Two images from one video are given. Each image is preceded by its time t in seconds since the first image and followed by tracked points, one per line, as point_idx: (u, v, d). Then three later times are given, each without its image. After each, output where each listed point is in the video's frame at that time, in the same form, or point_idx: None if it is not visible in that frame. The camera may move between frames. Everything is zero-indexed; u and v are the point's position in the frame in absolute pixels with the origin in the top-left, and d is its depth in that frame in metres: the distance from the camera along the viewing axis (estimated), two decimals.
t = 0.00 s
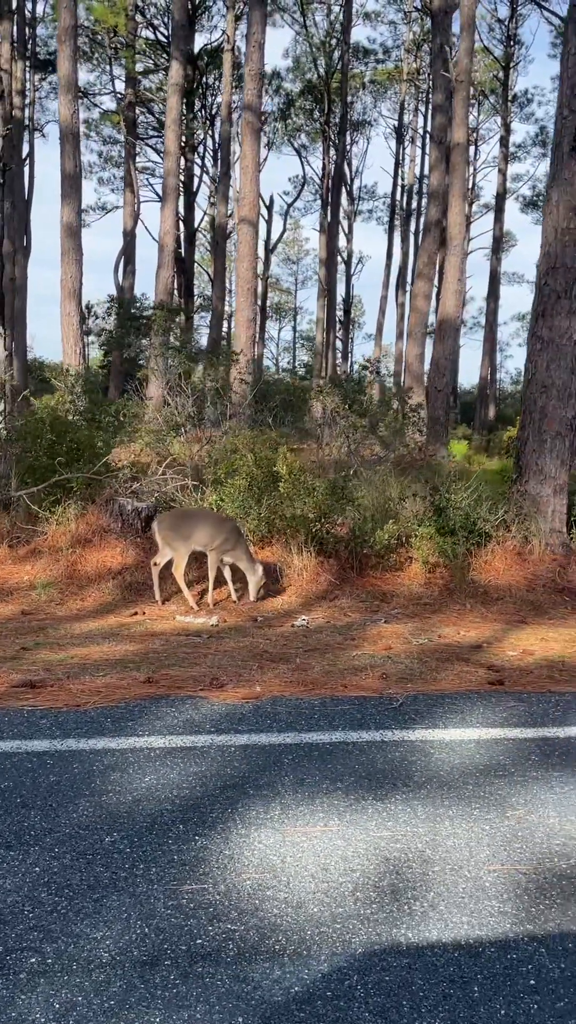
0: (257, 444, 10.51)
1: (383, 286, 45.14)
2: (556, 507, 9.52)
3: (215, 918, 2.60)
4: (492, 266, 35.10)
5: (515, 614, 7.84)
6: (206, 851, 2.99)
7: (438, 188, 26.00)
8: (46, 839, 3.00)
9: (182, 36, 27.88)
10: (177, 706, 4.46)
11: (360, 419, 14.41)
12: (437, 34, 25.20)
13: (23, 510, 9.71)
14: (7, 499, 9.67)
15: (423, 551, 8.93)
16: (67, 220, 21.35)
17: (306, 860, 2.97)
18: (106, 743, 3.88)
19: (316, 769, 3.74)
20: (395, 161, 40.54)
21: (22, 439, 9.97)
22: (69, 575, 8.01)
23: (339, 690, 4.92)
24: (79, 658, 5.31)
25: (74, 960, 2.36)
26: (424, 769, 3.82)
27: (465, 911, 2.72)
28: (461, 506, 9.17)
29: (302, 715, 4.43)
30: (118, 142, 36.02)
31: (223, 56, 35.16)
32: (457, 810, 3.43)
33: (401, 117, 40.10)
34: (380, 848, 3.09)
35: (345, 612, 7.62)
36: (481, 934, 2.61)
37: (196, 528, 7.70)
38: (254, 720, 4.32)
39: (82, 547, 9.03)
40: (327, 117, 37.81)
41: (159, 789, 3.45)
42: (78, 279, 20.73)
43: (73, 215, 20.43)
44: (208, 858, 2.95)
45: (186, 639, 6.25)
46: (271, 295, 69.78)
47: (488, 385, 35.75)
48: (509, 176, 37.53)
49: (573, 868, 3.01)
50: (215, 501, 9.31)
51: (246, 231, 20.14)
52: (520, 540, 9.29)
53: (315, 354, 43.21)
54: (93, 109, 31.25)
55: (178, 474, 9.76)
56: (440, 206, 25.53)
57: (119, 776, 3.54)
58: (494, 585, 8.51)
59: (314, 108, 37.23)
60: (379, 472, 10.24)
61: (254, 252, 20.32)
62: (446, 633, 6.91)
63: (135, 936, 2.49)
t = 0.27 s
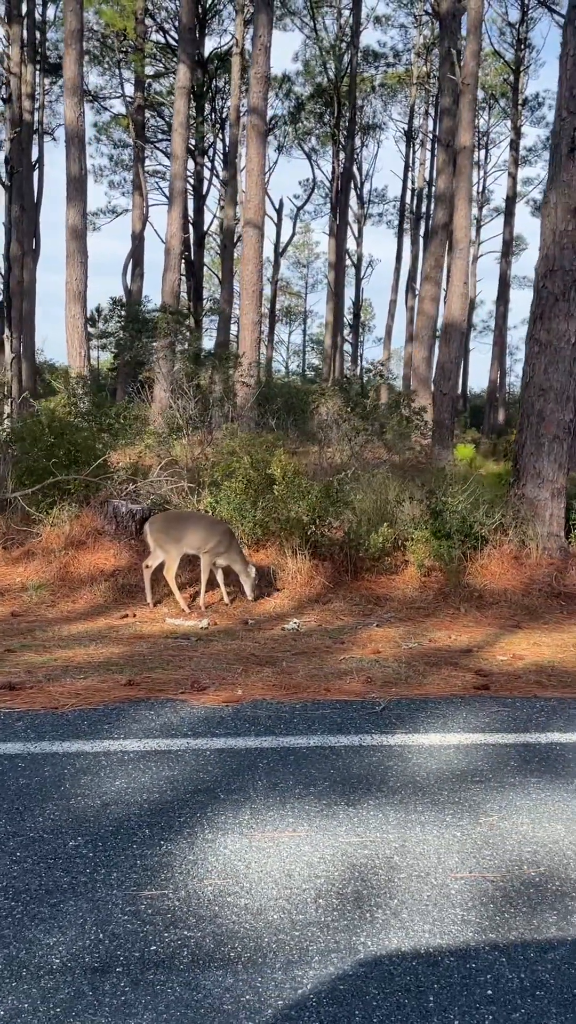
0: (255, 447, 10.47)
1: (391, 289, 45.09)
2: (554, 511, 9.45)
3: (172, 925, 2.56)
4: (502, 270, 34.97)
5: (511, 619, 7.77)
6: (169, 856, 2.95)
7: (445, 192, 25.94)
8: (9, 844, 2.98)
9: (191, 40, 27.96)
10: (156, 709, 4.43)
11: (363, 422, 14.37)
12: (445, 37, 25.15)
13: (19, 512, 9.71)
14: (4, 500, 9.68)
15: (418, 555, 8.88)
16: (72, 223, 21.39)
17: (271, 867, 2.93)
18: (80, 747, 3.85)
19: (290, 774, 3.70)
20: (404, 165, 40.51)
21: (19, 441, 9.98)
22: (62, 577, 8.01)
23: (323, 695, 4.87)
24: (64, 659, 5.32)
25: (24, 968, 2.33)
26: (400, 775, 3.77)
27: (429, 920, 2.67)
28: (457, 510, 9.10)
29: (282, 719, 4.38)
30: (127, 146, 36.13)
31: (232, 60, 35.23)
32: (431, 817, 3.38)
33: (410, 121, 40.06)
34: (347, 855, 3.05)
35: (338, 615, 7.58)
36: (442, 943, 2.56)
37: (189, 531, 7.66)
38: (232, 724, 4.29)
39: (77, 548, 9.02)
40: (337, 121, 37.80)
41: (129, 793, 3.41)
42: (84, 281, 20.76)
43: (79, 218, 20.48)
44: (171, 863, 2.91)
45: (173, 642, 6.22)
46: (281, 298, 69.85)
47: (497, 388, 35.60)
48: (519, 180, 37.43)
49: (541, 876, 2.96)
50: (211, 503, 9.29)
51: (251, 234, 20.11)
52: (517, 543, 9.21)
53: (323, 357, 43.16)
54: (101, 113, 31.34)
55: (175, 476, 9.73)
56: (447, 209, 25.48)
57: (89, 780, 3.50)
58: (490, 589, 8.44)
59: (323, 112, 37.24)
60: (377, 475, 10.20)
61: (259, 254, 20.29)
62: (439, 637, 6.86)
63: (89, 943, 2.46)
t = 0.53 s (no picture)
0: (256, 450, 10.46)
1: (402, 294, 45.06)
2: (555, 515, 9.39)
3: (137, 931, 2.54)
4: (514, 275, 34.88)
5: (509, 624, 7.71)
6: (141, 861, 2.94)
7: (454, 196, 25.90)
8: None
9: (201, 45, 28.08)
10: (140, 713, 4.42)
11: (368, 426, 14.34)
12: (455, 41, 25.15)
13: (20, 515, 9.74)
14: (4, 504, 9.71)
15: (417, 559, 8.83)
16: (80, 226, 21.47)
17: (242, 872, 2.91)
18: (60, 751, 3.83)
19: (270, 779, 3.68)
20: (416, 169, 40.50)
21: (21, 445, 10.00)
22: (59, 580, 8.02)
23: (310, 699, 4.85)
24: (51, 662, 5.32)
25: None
26: (381, 780, 3.74)
27: (399, 929, 2.64)
28: (456, 514, 9.04)
29: (267, 723, 4.36)
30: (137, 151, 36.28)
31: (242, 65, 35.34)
32: (409, 822, 3.35)
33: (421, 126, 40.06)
34: (321, 861, 3.02)
35: (335, 619, 7.55)
36: (411, 951, 2.54)
37: (187, 535, 7.66)
38: (216, 728, 4.27)
39: (75, 551, 9.04)
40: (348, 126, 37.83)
41: (105, 797, 3.40)
42: (91, 285, 20.83)
43: (87, 221, 20.56)
44: (143, 868, 2.89)
45: (167, 645, 6.20)
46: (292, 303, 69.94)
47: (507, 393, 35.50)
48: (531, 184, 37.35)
49: (517, 884, 2.93)
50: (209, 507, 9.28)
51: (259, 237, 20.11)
52: (518, 548, 9.15)
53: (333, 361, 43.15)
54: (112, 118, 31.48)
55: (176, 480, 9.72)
56: (456, 213, 25.44)
57: (67, 784, 3.49)
58: (489, 594, 8.39)
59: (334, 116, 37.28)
60: (377, 479, 10.16)
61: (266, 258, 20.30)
62: (434, 642, 6.82)
63: (54, 948, 2.44)
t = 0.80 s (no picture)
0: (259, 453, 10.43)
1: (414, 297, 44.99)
2: (558, 520, 9.31)
3: (104, 937, 2.52)
4: (526, 278, 34.75)
5: (509, 629, 7.65)
6: (114, 865, 2.92)
7: (465, 200, 25.82)
8: None
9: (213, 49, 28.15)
10: (127, 716, 4.40)
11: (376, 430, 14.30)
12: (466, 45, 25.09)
13: (22, 517, 9.77)
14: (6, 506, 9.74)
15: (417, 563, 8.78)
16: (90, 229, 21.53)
17: (214, 878, 2.89)
18: (42, 755, 3.82)
19: (251, 784, 3.64)
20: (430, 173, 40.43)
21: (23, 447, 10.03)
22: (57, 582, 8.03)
23: (299, 704, 4.81)
24: (43, 665, 5.32)
25: None
26: (364, 786, 3.70)
27: (369, 937, 2.60)
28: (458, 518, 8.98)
29: (254, 728, 4.33)
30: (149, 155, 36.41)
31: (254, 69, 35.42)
32: (390, 829, 3.31)
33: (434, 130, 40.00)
34: (296, 868, 2.99)
35: (332, 624, 7.51)
36: (381, 960, 2.50)
37: (190, 540, 7.64)
38: (201, 732, 4.24)
39: (76, 553, 9.05)
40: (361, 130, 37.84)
41: (83, 802, 3.38)
42: (100, 287, 20.88)
43: (96, 224, 20.60)
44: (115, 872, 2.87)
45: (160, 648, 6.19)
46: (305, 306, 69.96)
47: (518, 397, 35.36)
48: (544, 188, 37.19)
49: (493, 893, 2.89)
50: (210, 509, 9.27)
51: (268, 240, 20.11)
52: (520, 552, 9.07)
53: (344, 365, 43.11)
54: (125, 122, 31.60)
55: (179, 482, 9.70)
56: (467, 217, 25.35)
57: (46, 788, 3.48)
58: (489, 599, 8.32)
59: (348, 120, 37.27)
60: (379, 483, 10.12)
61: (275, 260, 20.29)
62: (430, 647, 6.77)
63: (19, 953, 2.43)
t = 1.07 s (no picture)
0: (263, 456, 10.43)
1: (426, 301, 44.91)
2: (563, 525, 9.24)
3: (76, 943, 2.51)
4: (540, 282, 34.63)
5: (511, 634, 7.59)
6: (91, 871, 2.90)
7: (477, 204, 25.76)
8: None
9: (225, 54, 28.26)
10: (118, 719, 4.40)
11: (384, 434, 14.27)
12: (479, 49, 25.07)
13: (27, 520, 9.81)
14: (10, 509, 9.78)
15: (421, 567, 8.74)
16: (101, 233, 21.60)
17: (192, 884, 2.87)
18: (30, 757, 3.83)
19: (237, 789, 3.62)
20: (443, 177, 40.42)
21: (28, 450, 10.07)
22: (59, 585, 8.06)
23: (291, 708, 4.79)
24: (37, 667, 5.32)
25: None
26: (351, 792, 3.68)
27: (343, 945, 2.57)
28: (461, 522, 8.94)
29: (245, 732, 4.31)
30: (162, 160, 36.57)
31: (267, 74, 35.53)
32: (375, 835, 3.28)
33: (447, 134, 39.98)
34: (276, 875, 2.96)
35: (333, 628, 7.48)
36: (355, 969, 2.47)
37: (192, 543, 7.64)
38: (191, 736, 4.23)
39: (78, 555, 9.09)
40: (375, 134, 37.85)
41: (66, 805, 3.37)
42: (111, 290, 20.92)
43: (107, 228, 20.67)
44: (93, 877, 2.86)
45: (158, 651, 6.19)
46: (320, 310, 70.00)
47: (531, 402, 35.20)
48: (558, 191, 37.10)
49: (474, 902, 2.85)
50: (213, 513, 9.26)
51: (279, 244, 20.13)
52: (524, 557, 9.01)
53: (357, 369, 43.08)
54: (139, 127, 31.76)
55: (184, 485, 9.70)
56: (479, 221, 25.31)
57: (31, 790, 3.47)
58: (493, 604, 8.27)
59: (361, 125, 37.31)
60: (383, 488, 10.09)
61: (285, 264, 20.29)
62: (430, 652, 6.72)
63: None
